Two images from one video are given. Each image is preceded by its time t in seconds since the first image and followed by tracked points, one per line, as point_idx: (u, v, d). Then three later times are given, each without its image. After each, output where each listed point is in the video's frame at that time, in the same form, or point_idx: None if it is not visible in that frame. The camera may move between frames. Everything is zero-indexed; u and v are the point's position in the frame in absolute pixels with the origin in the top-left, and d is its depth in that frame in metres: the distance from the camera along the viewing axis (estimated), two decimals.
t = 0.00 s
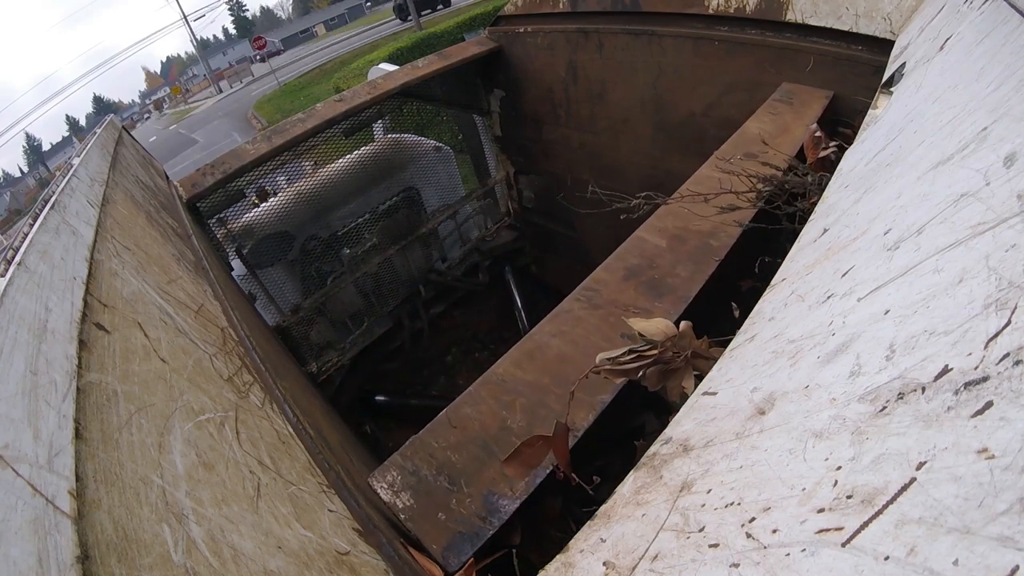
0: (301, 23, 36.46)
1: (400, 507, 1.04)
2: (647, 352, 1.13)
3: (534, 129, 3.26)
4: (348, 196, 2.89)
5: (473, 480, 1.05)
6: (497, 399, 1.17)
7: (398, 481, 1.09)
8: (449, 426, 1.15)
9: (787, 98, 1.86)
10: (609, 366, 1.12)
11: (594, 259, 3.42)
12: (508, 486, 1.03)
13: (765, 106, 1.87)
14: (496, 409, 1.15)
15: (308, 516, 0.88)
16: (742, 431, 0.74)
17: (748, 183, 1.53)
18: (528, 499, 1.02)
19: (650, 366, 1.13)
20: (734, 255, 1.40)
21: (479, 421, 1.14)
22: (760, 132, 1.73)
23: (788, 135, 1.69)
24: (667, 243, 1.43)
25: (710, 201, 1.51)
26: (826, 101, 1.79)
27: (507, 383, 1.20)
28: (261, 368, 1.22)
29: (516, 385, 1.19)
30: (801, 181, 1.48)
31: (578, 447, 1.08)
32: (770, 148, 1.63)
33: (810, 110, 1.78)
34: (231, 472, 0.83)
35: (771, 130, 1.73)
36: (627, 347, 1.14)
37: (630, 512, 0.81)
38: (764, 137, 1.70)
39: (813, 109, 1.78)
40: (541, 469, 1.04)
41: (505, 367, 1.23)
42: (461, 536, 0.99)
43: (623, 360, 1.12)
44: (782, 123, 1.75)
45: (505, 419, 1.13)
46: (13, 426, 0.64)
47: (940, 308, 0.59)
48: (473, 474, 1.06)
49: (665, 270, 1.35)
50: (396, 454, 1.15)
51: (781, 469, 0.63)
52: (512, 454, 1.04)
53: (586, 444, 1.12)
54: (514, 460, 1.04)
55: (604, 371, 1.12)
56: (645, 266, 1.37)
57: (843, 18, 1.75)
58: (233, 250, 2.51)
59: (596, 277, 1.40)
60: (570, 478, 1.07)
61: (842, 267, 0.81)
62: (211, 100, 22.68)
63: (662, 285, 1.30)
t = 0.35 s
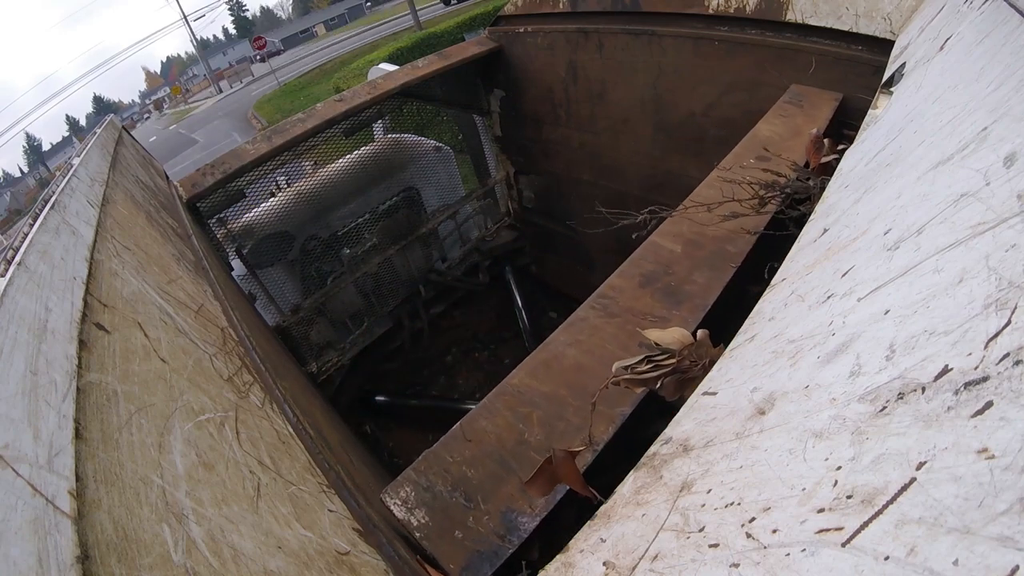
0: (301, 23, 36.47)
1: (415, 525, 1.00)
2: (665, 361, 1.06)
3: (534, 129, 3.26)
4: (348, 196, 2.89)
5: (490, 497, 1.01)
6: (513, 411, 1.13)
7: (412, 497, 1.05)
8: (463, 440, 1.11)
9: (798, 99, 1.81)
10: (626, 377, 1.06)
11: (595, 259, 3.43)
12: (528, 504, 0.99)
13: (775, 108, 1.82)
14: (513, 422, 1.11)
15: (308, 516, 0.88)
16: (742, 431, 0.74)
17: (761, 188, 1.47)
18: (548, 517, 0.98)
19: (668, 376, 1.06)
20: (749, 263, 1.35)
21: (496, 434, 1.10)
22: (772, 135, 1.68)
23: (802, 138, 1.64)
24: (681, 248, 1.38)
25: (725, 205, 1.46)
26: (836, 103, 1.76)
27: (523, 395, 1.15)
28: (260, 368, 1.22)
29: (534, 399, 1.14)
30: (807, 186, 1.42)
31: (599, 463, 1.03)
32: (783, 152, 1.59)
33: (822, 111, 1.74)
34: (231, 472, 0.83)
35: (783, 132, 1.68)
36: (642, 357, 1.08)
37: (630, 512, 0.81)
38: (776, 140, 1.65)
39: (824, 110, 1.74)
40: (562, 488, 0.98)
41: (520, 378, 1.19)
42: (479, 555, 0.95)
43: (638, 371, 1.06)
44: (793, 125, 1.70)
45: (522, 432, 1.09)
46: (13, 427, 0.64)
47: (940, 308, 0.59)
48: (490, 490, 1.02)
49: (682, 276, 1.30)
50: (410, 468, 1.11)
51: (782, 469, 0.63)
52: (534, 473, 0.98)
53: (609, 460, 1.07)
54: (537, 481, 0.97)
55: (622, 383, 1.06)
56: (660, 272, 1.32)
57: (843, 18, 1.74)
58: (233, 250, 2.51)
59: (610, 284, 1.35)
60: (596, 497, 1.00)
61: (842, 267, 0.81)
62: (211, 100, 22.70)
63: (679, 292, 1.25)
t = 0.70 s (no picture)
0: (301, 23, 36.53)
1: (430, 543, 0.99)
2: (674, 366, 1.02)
3: (534, 129, 3.26)
4: (348, 196, 2.89)
5: (508, 513, 1.00)
6: (529, 424, 1.12)
7: (427, 513, 1.04)
8: (479, 454, 1.10)
9: (807, 102, 1.78)
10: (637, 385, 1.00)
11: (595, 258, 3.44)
12: (547, 522, 0.98)
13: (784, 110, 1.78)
14: (530, 435, 1.10)
15: (308, 516, 0.88)
16: (742, 432, 0.74)
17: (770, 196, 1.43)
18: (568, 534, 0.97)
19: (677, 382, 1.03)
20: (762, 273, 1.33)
21: (512, 448, 1.09)
22: (783, 138, 1.64)
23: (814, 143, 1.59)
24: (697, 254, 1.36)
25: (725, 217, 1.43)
26: (846, 106, 1.72)
27: (539, 407, 1.14)
28: (260, 369, 1.22)
29: (551, 411, 1.13)
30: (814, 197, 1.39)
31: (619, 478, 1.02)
32: (797, 156, 1.55)
33: (832, 114, 1.70)
34: (231, 472, 0.83)
35: (793, 136, 1.64)
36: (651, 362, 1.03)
37: (630, 512, 0.81)
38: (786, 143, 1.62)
39: (834, 113, 1.70)
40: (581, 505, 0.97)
41: (535, 390, 1.17)
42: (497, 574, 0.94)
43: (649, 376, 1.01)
44: (804, 128, 1.67)
45: (539, 447, 1.08)
46: (13, 427, 0.64)
47: (941, 308, 0.59)
48: (507, 506, 1.02)
49: (699, 284, 1.28)
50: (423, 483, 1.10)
51: (782, 469, 0.63)
52: (552, 485, 0.96)
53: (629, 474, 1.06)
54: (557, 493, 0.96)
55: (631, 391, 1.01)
56: (677, 279, 1.31)
57: (843, 18, 1.74)
58: (233, 250, 2.51)
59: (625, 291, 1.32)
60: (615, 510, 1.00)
61: (842, 267, 0.81)
62: (211, 100, 22.71)
63: (696, 300, 1.24)
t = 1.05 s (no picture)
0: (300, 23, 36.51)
1: (446, 561, 1.00)
2: (682, 373, 1.04)
3: (535, 129, 3.26)
4: (348, 196, 2.88)
5: (525, 531, 1.01)
6: (546, 437, 1.11)
7: (442, 530, 1.04)
8: (495, 469, 1.10)
9: (816, 104, 1.74)
10: (645, 390, 1.04)
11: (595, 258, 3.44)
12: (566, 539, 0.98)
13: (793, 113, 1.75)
14: (547, 449, 1.09)
15: (308, 516, 0.88)
16: (742, 431, 0.74)
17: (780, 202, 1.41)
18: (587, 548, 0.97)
19: (685, 389, 1.05)
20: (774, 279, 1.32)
21: (529, 463, 1.08)
22: (794, 140, 1.61)
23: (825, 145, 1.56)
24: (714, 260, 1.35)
25: (733, 220, 1.42)
26: (855, 108, 1.68)
27: (556, 420, 1.13)
28: (260, 369, 1.22)
29: (568, 424, 1.12)
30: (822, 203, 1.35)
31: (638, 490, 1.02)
32: (810, 158, 1.52)
33: (842, 117, 1.66)
34: (231, 472, 0.83)
35: (804, 138, 1.61)
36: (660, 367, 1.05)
37: (630, 512, 0.81)
38: (798, 146, 1.59)
39: (845, 116, 1.66)
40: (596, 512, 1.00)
41: (551, 402, 1.16)
42: None
43: (657, 381, 1.04)
44: (814, 130, 1.63)
45: (556, 461, 1.07)
46: (13, 427, 0.64)
47: (941, 308, 0.59)
48: (524, 523, 1.02)
49: (714, 291, 1.28)
50: (436, 498, 1.10)
51: (782, 469, 0.63)
52: (559, 488, 0.98)
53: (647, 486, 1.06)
54: (566, 497, 0.98)
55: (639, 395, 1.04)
56: (692, 286, 1.30)
57: (843, 18, 1.74)
58: (233, 250, 2.51)
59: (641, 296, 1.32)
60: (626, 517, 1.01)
61: (842, 267, 0.81)
62: (211, 100, 22.71)
63: (713, 309, 1.23)
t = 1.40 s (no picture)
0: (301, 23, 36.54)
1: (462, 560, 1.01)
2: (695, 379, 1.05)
3: (535, 129, 3.26)
4: (348, 196, 2.88)
5: (543, 530, 1.00)
6: (562, 436, 1.11)
7: (457, 528, 1.05)
8: (511, 467, 1.10)
9: (828, 106, 1.73)
10: (657, 395, 1.04)
11: (596, 258, 3.44)
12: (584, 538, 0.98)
13: (804, 114, 1.74)
14: (564, 448, 1.10)
15: (308, 516, 0.88)
16: (742, 431, 0.74)
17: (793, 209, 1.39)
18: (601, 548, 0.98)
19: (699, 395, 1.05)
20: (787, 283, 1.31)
21: (545, 462, 1.09)
22: (807, 142, 1.61)
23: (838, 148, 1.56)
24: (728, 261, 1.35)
25: (746, 226, 1.40)
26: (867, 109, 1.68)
27: (572, 419, 1.14)
28: (261, 369, 1.22)
29: (585, 424, 1.12)
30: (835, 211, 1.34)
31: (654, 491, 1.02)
32: (823, 161, 1.52)
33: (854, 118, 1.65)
34: (231, 472, 0.83)
35: (817, 140, 1.60)
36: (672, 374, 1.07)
37: (630, 512, 0.81)
38: (811, 147, 1.58)
39: (856, 118, 1.65)
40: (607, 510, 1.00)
41: (567, 401, 1.17)
42: None
43: (669, 387, 1.05)
44: (827, 133, 1.62)
45: (573, 460, 1.07)
46: (13, 427, 0.64)
47: (940, 308, 0.59)
48: (541, 522, 1.02)
49: (731, 292, 1.28)
50: (452, 497, 1.11)
51: (782, 469, 0.63)
52: (568, 487, 0.97)
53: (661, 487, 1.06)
54: (573, 497, 0.97)
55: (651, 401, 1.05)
56: (708, 287, 1.30)
57: (843, 18, 1.74)
58: (233, 250, 2.51)
59: (656, 297, 1.32)
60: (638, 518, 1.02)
61: (842, 267, 0.81)
62: (211, 99, 22.75)
63: (728, 308, 1.23)
